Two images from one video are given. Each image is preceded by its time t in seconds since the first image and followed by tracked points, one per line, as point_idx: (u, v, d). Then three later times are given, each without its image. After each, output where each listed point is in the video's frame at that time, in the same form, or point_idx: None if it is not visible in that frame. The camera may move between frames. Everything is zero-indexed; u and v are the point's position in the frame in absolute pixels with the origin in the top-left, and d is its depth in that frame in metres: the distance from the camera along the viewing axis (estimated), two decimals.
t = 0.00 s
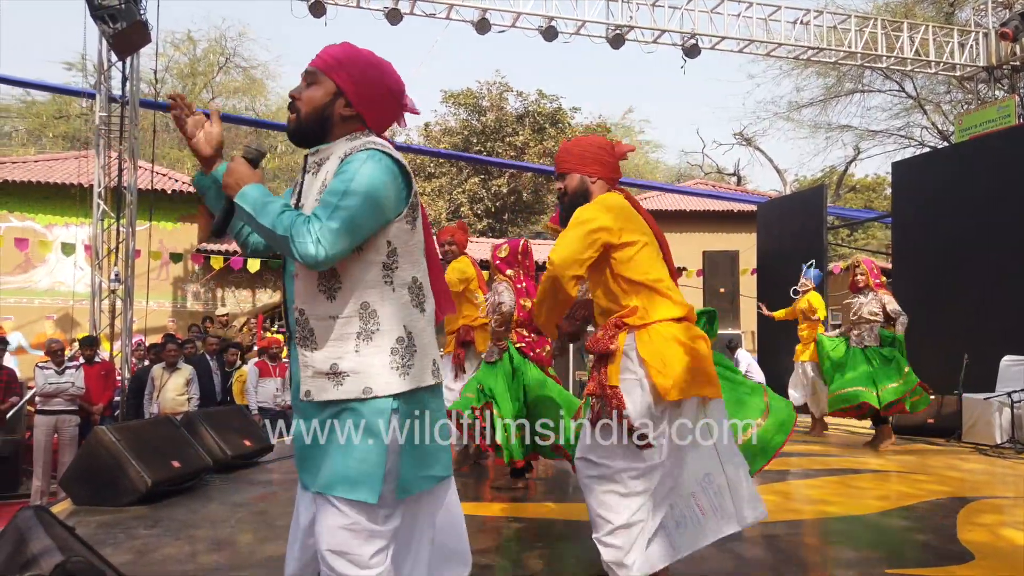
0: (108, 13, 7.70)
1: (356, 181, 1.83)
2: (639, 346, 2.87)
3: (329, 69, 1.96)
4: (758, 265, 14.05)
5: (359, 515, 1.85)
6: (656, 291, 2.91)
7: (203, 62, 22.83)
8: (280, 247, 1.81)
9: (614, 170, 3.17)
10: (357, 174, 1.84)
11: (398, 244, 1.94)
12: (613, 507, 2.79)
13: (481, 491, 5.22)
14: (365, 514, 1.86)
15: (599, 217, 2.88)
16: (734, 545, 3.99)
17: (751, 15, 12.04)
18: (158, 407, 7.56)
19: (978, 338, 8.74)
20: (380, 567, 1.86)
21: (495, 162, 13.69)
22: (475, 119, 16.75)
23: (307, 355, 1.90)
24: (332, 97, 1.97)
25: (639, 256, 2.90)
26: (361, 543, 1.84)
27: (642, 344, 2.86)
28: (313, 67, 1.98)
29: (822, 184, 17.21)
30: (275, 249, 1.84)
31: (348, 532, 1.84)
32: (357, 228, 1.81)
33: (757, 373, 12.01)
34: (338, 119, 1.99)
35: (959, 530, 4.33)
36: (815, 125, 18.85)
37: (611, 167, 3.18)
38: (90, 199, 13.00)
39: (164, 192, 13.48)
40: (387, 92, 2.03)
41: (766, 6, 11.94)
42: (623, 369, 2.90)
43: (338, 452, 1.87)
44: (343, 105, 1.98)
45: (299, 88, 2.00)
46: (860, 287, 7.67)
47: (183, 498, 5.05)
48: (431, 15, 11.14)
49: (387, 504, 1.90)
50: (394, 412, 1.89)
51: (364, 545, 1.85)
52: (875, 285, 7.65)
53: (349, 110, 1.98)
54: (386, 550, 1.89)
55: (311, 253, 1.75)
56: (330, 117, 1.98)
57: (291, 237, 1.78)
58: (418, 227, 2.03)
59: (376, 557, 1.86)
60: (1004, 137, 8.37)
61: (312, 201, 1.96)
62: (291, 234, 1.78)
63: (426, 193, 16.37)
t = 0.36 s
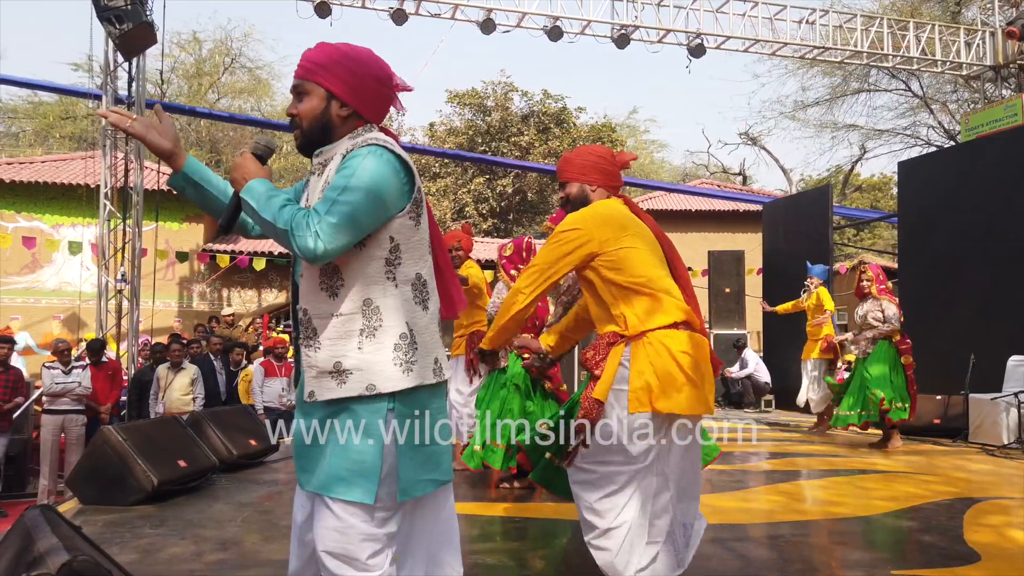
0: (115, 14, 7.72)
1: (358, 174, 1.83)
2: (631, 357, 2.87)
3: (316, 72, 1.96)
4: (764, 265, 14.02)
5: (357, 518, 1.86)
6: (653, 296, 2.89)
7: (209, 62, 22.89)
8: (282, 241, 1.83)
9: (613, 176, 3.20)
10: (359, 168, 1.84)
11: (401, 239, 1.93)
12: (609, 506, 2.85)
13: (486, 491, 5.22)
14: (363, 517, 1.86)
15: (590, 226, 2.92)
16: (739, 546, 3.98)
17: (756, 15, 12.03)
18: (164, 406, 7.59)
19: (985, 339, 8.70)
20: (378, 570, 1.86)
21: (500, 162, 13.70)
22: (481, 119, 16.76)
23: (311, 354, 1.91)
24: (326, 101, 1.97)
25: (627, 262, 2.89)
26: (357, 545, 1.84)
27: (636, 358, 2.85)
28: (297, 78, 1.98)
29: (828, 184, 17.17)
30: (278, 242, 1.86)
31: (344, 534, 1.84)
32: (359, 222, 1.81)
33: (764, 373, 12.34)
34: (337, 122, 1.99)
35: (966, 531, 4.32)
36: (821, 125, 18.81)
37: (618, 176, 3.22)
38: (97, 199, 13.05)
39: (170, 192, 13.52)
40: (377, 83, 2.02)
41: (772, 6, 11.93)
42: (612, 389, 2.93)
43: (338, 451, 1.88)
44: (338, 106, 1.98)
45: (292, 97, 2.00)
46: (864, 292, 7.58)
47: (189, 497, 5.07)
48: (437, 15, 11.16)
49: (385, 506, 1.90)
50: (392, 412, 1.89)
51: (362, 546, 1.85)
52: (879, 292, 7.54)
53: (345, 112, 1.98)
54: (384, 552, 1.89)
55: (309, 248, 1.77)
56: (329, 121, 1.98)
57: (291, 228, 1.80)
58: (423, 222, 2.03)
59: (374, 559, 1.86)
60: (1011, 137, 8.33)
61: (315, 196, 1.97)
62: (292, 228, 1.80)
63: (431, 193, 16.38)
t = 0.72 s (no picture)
0: (121, 15, 7.75)
1: (357, 175, 1.85)
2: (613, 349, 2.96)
3: (310, 76, 1.97)
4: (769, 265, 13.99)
5: (361, 518, 1.86)
6: (638, 290, 2.93)
7: (215, 64, 22.94)
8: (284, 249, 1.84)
9: (617, 162, 3.20)
10: (357, 169, 1.85)
11: (401, 240, 1.93)
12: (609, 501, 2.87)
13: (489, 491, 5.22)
14: (366, 517, 1.87)
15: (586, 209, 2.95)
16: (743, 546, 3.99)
17: (761, 14, 12.02)
18: (169, 406, 7.61)
19: (992, 339, 8.66)
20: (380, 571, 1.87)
21: (504, 163, 13.70)
22: (485, 120, 16.76)
23: (317, 358, 1.91)
24: (321, 105, 1.98)
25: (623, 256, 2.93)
26: (359, 545, 1.85)
27: (615, 349, 2.94)
28: (292, 85, 1.99)
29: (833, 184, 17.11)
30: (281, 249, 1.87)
31: (345, 534, 1.85)
32: (360, 225, 1.82)
33: (772, 374, 12.51)
34: (334, 125, 2.00)
35: (971, 532, 4.30)
36: (826, 124, 18.76)
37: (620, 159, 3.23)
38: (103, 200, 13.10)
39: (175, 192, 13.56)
40: (370, 81, 2.02)
41: (777, 5, 11.90)
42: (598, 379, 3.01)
43: (341, 452, 1.88)
44: (334, 110, 1.99)
45: (287, 102, 2.01)
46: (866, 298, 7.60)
47: (194, 497, 5.08)
48: (441, 15, 11.17)
49: (389, 506, 1.90)
50: (393, 412, 1.89)
51: (365, 548, 1.85)
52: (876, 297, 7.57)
53: (342, 115, 1.99)
54: (388, 552, 1.90)
55: (312, 256, 1.77)
56: (326, 125, 1.99)
57: (294, 236, 1.80)
58: (423, 219, 2.02)
59: (377, 560, 1.87)
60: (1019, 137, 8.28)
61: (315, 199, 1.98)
62: (294, 236, 1.81)
63: (436, 193, 16.38)
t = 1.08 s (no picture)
0: (127, 16, 7.77)
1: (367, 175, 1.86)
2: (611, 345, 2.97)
3: (314, 79, 1.98)
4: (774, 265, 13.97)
5: (374, 520, 1.87)
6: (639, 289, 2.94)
7: (221, 64, 22.99)
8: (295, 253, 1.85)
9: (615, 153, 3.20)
10: (365, 170, 1.86)
11: (410, 240, 1.94)
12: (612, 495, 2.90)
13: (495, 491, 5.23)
14: (379, 519, 1.87)
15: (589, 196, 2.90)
16: (748, 546, 3.99)
17: (766, 14, 12.01)
18: (176, 406, 7.64)
19: (998, 339, 8.64)
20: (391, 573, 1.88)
21: (509, 163, 13.71)
22: (490, 120, 16.77)
23: (329, 362, 1.92)
24: (325, 107, 1.98)
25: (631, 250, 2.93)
26: (370, 548, 1.85)
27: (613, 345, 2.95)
28: (297, 86, 2.00)
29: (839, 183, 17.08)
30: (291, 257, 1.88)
31: (356, 536, 1.86)
32: (372, 228, 1.83)
33: (778, 374, 12.51)
34: (338, 126, 2.00)
35: (978, 533, 4.29)
36: (832, 124, 18.73)
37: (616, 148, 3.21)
38: (109, 201, 13.15)
39: (181, 193, 13.60)
40: (373, 84, 2.03)
41: (782, 4, 11.89)
42: (597, 375, 3.01)
43: (353, 454, 1.89)
44: (338, 111, 1.99)
45: (291, 104, 2.02)
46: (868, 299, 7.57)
47: (201, 497, 5.10)
48: (446, 15, 11.20)
49: (402, 507, 1.91)
50: (405, 413, 1.90)
51: (377, 550, 1.86)
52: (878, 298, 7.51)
53: (346, 116, 2.00)
54: (400, 554, 1.91)
55: (324, 261, 1.77)
56: (330, 126, 1.99)
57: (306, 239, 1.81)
58: (430, 220, 2.03)
59: (389, 563, 1.88)
60: None
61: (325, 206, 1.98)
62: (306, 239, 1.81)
63: (441, 193, 16.41)
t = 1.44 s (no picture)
0: (132, 17, 7.79)
1: (387, 168, 1.87)
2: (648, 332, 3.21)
3: (328, 70, 1.98)
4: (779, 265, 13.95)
5: (384, 516, 1.87)
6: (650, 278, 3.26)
7: (226, 65, 23.03)
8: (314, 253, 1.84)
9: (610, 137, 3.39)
10: (381, 165, 1.87)
11: (418, 235, 1.97)
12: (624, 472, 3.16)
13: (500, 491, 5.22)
14: (390, 514, 1.88)
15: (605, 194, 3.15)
16: (753, 546, 3.98)
17: (771, 13, 12.00)
18: (181, 406, 7.66)
19: (1002, 339, 8.62)
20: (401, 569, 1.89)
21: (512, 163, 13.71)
22: (494, 120, 16.78)
23: (330, 353, 1.92)
24: (337, 97, 1.99)
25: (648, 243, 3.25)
26: (383, 543, 1.87)
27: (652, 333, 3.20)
28: (311, 74, 2.00)
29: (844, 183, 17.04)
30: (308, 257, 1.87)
31: (368, 532, 1.86)
32: (387, 222, 1.83)
33: (783, 374, 12.34)
34: (348, 118, 2.01)
35: (983, 534, 4.28)
36: (837, 124, 18.70)
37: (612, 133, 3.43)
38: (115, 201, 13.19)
39: (186, 193, 13.63)
40: (388, 80, 2.05)
41: (787, 4, 11.88)
42: (632, 362, 3.17)
43: (360, 451, 1.88)
44: (349, 102, 2.00)
45: (303, 94, 2.02)
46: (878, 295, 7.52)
47: (205, 497, 5.10)
48: (451, 16, 11.21)
49: (409, 503, 1.92)
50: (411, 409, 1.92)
51: (388, 545, 1.87)
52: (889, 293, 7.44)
53: (357, 108, 2.01)
54: (409, 550, 1.92)
55: (351, 256, 1.78)
56: (340, 117, 2.00)
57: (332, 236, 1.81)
58: (437, 216, 2.06)
59: (400, 557, 1.89)
60: None
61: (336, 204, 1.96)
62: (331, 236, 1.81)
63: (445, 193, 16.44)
